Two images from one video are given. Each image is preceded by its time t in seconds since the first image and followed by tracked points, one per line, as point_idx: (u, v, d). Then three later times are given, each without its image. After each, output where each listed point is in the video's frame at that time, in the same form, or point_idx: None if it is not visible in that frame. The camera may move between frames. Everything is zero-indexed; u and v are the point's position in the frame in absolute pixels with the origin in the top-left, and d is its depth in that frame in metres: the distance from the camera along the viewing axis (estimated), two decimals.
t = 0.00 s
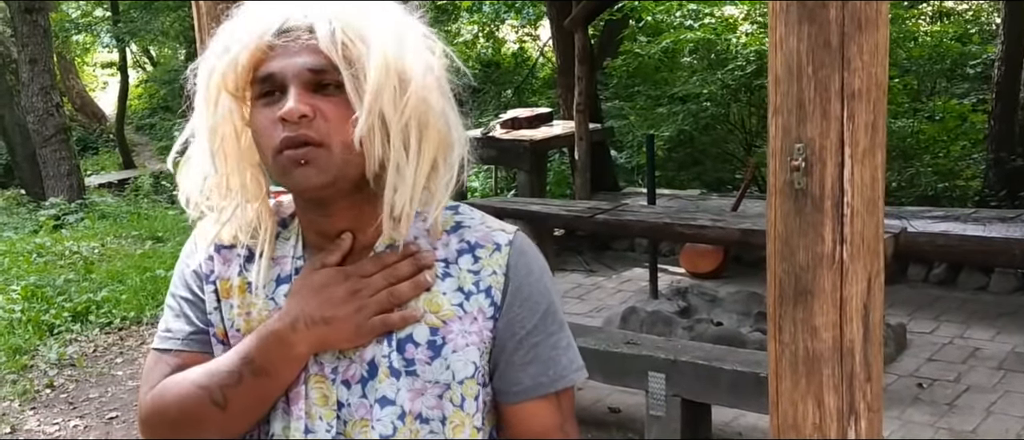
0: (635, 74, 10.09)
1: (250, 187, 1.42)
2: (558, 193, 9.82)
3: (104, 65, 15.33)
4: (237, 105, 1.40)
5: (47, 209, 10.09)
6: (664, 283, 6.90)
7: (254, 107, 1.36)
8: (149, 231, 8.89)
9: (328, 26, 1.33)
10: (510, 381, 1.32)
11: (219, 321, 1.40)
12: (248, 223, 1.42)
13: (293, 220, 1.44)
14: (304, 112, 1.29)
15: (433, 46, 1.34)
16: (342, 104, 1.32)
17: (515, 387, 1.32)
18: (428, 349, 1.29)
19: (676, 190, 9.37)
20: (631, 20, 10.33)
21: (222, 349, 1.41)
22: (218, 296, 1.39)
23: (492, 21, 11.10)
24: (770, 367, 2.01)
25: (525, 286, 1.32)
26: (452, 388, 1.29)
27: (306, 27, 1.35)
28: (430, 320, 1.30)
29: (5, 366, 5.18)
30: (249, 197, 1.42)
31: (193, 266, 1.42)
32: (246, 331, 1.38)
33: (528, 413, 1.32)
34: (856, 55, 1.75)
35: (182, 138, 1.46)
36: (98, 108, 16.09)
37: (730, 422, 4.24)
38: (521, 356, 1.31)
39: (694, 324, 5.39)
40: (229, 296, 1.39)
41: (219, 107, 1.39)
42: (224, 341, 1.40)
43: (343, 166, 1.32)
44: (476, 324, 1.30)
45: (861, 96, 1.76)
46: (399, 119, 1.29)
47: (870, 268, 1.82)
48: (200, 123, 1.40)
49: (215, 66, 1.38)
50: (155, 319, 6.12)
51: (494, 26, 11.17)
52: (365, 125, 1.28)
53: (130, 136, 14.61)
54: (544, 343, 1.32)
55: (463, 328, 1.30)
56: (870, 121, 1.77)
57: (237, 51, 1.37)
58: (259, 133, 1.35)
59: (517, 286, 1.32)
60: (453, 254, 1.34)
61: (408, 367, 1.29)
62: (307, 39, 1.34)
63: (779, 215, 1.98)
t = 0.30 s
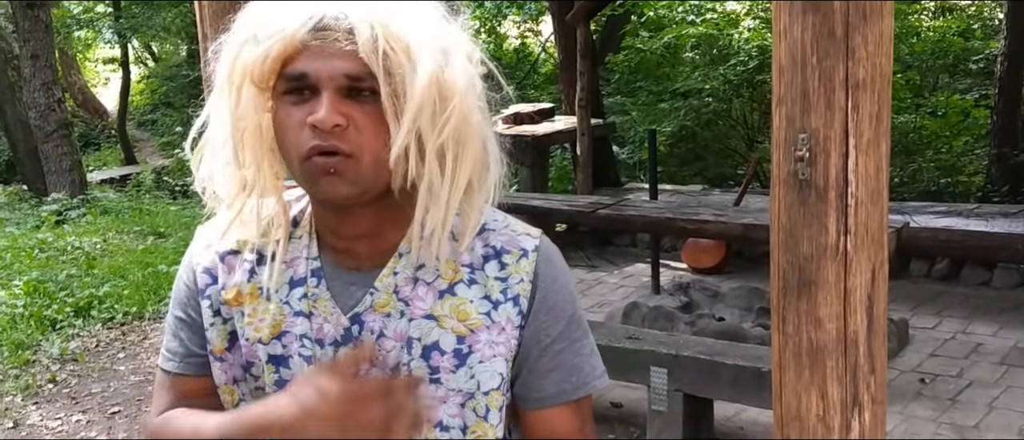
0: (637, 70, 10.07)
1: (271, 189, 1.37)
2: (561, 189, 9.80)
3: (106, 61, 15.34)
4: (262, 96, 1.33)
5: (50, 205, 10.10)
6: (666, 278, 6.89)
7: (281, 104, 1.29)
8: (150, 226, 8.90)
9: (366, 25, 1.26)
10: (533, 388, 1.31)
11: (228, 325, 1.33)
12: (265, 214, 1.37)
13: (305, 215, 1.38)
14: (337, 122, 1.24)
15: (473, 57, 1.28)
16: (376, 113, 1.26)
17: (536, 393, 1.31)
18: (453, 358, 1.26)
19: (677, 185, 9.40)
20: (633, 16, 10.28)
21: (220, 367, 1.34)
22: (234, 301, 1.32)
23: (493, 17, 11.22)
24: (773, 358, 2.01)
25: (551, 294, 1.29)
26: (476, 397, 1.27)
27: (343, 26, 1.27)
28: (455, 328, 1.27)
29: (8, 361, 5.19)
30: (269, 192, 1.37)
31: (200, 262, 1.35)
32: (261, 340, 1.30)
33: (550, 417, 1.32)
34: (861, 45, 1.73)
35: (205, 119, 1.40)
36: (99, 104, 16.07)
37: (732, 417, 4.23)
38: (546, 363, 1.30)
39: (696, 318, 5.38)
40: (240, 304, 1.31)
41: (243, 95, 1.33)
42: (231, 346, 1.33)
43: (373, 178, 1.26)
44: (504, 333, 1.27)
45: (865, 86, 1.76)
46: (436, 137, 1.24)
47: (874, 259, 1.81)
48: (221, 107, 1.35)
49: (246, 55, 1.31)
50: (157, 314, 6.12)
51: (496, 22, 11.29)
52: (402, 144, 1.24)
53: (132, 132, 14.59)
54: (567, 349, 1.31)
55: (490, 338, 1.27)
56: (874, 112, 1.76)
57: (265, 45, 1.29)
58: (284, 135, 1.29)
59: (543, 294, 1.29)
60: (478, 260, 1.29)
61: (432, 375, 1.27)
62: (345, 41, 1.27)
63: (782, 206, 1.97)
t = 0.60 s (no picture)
0: (638, 66, 10.03)
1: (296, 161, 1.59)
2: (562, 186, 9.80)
3: (108, 57, 15.34)
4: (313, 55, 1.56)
5: (51, 201, 10.10)
6: (667, 275, 6.90)
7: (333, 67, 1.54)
8: (151, 223, 8.90)
9: (428, 14, 1.53)
10: (548, 379, 1.56)
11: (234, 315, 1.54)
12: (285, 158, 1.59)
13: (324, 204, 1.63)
14: (379, 81, 1.49)
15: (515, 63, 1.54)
16: (415, 87, 1.53)
17: (549, 384, 1.57)
18: (471, 344, 1.51)
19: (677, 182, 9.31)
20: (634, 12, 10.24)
21: (215, 361, 1.54)
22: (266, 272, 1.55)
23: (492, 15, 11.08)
24: (771, 353, 2.00)
25: (568, 286, 1.56)
26: (491, 385, 1.52)
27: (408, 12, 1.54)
28: (473, 316, 1.51)
29: (9, 358, 5.20)
30: (297, 169, 1.59)
31: (205, 254, 1.57)
32: (277, 329, 1.53)
33: (567, 408, 1.56)
34: (861, 41, 1.74)
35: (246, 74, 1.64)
36: (100, 100, 16.03)
37: (733, 413, 4.24)
38: (558, 352, 1.55)
39: (696, 315, 5.39)
40: (256, 292, 1.54)
41: (291, 52, 1.55)
42: (236, 340, 1.54)
43: (399, 142, 1.51)
44: (521, 322, 1.52)
45: (864, 82, 1.77)
46: (469, 121, 1.48)
47: (873, 254, 1.83)
48: (272, 59, 1.57)
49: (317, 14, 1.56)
50: (158, 310, 6.13)
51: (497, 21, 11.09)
52: (444, 113, 1.47)
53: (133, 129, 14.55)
54: (579, 340, 1.56)
55: (508, 326, 1.52)
56: (874, 108, 1.78)
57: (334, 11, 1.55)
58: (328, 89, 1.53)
59: (559, 290, 1.55)
60: (495, 249, 1.55)
61: (449, 361, 1.51)
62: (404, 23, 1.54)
63: (779, 202, 1.96)
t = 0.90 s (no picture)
0: (638, 66, 10.04)
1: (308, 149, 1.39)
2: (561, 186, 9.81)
3: (107, 56, 15.34)
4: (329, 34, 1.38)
5: (50, 200, 10.12)
6: (665, 274, 6.90)
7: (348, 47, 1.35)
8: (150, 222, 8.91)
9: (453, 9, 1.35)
10: (534, 373, 1.32)
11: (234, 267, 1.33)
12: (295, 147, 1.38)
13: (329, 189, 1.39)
14: (397, 60, 1.30)
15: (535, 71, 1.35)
16: (433, 76, 1.33)
17: (537, 378, 1.32)
18: (455, 331, 1.27)
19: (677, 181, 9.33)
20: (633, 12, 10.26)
21: (208, 308, 1.32)
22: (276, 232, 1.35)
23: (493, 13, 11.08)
24: (767, 352, 2.03)
25: (554, 277, 1.31)
26: (472, 372, 1.28)
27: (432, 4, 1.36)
28: (458, 302, 1.28)
29: (9, 357, 5.21)
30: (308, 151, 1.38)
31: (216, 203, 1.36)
32: (269, 295, 1.31)
33: (556, 403, 1.33)
34: (854, 41, 1.73)
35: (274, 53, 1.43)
36: (100, 99, 16.00)
37: (732, 413, 4.24)
38: (546, 347, 1.31)
39: (695, 315, 5.39)
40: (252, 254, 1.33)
41: (321, 29, 1.36)
42: (235, 292, 1.32)
43: (409, 123, 1.30)
44: (504, 311, 1.28)
45: (858, 83, 1.76)
46: (488, 117, 1.29)
47: (866, 255, 1.82)
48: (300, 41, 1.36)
49: None
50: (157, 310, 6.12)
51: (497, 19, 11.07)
52: (460, 107, 1.29)
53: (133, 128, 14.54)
54: (568, 335, 1.32)
55: (490, 315, 1.28)
56: (866, 108, 1.77)
57: None
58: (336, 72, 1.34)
59: (545, 275, 1.31)
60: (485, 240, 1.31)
61: (432, 346, 1.27)
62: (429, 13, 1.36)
63: (776, 202, 1.98)
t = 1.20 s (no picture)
0: (638, 66, 10.07)
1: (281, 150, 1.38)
2: (561, 186, 9.81)
3: (107, 57, 15.33)
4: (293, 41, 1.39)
5: (51, 201, 10.12)
6: (665, 274, 6.90)
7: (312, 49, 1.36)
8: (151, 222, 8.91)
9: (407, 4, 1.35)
10: (510, 358, 1.32)
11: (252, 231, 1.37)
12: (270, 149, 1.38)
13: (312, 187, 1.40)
14: (358, 53, 1.31)
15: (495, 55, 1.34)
16: (397, 66, 1.33)
17: (513, 363, 1.33)
18: (431, 316, 1.29)
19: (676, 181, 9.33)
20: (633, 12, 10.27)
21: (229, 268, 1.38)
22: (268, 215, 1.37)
23: (493, 13, 11.16)
24: (764, 353, 2.02)
25: (527, 260, 1.32)
26: (450, 358, 1.30)
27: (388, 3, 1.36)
28: (433, 288, 1.30)
29: (8, 357, 5.21)
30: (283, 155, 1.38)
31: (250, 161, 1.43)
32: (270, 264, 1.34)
33: (531, 387, 1.34)
34: (850, 43, 1.74)
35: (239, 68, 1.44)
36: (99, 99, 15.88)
37: (731, 413, 4.25)
38: (521, 331, 1.32)
39: (694, 315, 5.40)
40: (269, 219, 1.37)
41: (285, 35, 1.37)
42: (252, 251, 1.36)
43: (376, 109, 1.31)
44: (478, 294, 1.30)
45: (853, 85, 1.77)
46: (451, 101, 1.28)
47: (863, 257, 1.83)
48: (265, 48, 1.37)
49: None
50: (157, 310, 6.13)
51: (496, 19, 11.17)
52: (423, 92, 1.28)
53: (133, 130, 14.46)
54: (543, 319, 1.32)
55: (465, 299, 1.30)
56: (862, 110, 1.77)
57: None
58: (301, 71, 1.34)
59: (517, 259, 1.32)
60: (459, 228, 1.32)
61: (409, 332, 1.30)
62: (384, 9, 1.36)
63: (771, 205, 2.00)
